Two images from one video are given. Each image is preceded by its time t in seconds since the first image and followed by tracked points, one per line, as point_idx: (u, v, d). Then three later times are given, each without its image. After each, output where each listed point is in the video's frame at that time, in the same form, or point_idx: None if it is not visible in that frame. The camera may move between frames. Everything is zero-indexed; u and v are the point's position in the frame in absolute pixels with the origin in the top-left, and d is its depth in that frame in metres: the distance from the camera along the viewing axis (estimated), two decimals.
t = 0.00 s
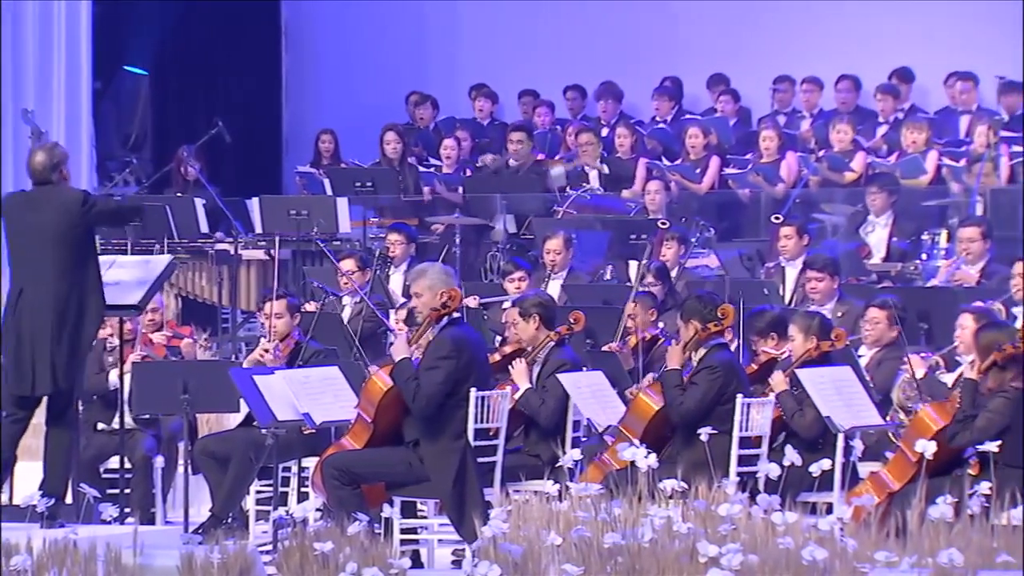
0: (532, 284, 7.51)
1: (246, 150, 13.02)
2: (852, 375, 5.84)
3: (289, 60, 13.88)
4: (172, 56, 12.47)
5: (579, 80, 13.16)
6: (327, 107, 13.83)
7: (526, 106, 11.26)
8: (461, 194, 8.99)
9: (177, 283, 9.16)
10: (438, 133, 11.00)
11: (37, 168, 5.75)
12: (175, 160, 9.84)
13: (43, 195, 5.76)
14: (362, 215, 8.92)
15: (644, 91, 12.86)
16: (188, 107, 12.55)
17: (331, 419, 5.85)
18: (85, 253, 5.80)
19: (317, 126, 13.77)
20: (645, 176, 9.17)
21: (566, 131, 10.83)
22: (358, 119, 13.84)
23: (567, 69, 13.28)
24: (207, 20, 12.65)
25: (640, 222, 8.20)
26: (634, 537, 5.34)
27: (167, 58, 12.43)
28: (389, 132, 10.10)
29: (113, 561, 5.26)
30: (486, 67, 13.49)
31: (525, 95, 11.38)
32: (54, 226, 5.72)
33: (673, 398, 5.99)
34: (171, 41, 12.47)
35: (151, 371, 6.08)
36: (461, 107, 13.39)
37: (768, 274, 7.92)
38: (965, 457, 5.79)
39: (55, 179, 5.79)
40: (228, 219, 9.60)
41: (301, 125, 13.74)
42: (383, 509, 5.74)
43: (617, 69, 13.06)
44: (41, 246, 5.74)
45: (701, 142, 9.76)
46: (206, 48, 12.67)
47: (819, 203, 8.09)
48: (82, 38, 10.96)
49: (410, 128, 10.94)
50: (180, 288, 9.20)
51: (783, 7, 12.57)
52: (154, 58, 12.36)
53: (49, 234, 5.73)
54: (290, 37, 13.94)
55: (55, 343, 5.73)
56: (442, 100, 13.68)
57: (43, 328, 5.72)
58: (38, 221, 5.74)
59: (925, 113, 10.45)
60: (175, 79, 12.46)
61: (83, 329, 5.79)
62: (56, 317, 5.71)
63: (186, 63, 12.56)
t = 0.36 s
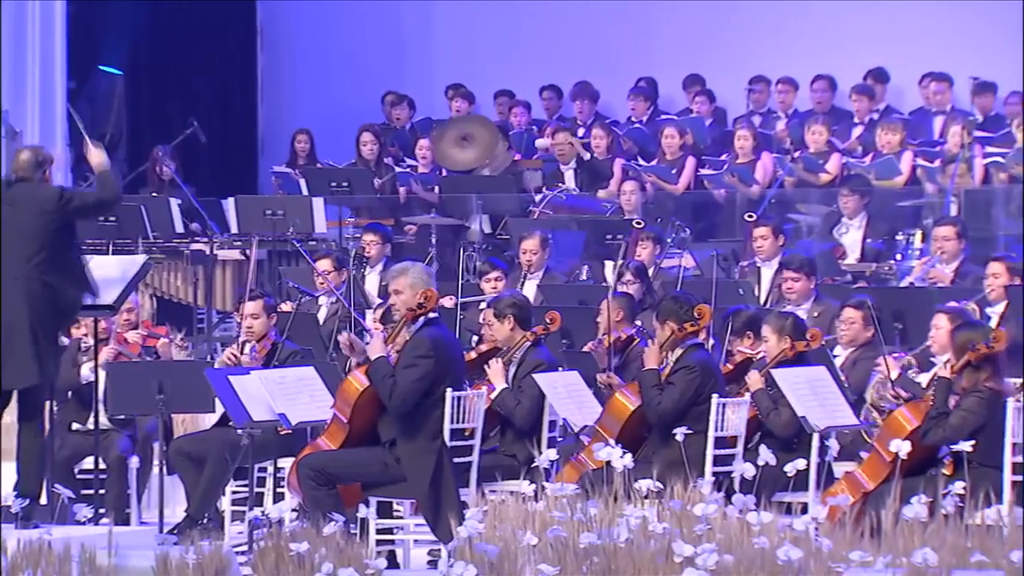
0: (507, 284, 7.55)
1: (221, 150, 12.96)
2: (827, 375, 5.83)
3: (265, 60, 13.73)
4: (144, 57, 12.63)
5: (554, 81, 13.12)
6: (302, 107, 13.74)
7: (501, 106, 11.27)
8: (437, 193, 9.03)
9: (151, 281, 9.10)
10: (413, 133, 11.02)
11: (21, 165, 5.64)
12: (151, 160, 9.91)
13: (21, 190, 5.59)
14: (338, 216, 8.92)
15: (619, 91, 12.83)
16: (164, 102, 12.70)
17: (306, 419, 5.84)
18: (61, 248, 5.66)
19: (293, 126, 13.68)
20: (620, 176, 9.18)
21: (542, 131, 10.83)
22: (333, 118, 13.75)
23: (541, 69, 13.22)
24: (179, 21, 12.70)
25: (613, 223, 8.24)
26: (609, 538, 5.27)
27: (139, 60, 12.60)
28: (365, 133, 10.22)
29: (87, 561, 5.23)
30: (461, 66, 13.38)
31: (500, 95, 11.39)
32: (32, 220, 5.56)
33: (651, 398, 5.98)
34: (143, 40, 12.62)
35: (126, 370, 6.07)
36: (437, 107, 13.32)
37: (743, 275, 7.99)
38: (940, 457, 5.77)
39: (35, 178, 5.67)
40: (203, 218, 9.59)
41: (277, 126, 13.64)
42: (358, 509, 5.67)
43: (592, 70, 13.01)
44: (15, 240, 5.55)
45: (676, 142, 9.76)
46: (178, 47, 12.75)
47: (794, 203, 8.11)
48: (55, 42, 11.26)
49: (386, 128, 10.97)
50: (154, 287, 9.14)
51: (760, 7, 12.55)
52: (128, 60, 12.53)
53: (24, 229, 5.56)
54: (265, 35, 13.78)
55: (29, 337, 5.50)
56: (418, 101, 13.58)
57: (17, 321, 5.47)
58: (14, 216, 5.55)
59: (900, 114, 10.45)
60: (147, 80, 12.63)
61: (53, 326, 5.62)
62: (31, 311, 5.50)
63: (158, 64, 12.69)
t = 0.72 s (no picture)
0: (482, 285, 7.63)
1: (195, 148, 13.02)
2: (801, 375, 5.85)
3: (239, 58, 13.86)
4: (120, 57, 12.71)
5: (528, 81, 13.06)
6: (276, 108, 13.83)
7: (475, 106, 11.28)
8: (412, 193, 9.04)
9: (126, 282, 9.12)
10: (387, 133, 11.05)
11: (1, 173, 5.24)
12: (124, 160, 9.97)
13: None
14: (312, 217, 8.84)
15: (593, 91, 12.78)
16: (139, 105, 12.75)
17: (280, 419, 5.83)
18: (21, 262, 5.35)
19: (266, 126, 13.79)
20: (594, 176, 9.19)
21: (517, 132, 10.85)
22: (307, 119, 13.79)
23: (514, 71, 13.14)
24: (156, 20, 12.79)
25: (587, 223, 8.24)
26: (583, 538, 5.20)
27: (114, 60, 12.68)
28: (339, 134, 10.21)
29: (60, 562, 5.18)
30: (437, 68, 13.34)
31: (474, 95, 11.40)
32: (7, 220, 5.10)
33: (627, 399, 5.97)
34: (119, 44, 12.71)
35: (99, 371, 6.06)
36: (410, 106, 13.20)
37: (718, 275, 8.01)
38: (912, 457, 5.80)
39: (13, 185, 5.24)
40: (176, 219, 9.61)
41: (250, 126, 13.75)
42: (332, 509, 5.66)
43: (564, 67, 12.96)
44: None
45: (651, 142, 9.78)
46: (155, 49, 12.82)
47: (768, 204, 8.09)
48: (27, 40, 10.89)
49: (360, 129, 10.98)
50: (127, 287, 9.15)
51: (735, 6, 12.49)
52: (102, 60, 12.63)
53: None
54: (239, 36, 13.89)
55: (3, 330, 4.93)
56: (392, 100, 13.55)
57: None
58: None
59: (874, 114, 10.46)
60: (121, 82, 12.68)
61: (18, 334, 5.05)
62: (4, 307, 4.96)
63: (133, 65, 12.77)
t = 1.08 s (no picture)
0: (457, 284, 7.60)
1: (171, 148, 12.98)
2: (775, 375, 5.86)
3: (215, 58, 13.73)
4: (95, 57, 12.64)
5: (503, 82, 13.00)
6: (252, 109, 13.72)
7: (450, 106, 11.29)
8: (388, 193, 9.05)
9: (100, 283, 9.06)
10: (361, 133, 11.04)
11: None
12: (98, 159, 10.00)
13: None
14: (287, 217, 8.99)
15: (568, 91, 12.73)
16: (114, 104, 12.67)
17: (255, 419, 5.80)
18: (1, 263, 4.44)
19: (242, 125, 13.66)
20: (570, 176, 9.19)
21: (492, 133, 10.85)
22: (284, 120, 13.70)
23: (491, 72, 13.08)
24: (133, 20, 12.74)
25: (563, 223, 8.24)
26: (559, 538, 5.10)
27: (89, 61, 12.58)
28: (315, 135, 10.18)
29: (34, 563, 5.05)
30: (414, 68, 13.24)
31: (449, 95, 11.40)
32: None
33: (599, 402, 5.98)
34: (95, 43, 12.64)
35: (74, 371, 6.05)
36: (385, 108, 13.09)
37: (694, 275, 8.00)
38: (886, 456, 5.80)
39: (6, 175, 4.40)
40: (151, 220, 9.60)
41: (225, 125, 13.64)
42: (308, 509, 5.62)
43: (540, 68, 12.92)
44: None
45: (626, 142, 9.80)
46: (131, 50, 12.78)
47: (743, 204, 8.15)
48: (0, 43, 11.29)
49: (335, 129, 10.98)
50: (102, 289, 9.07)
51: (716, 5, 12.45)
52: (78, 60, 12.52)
53: None
54: (214, 36, 13.78)
55: None
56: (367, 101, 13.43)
57: None
58: None
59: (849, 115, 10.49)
60: (96, 81, 12.63)
61: None
62: None
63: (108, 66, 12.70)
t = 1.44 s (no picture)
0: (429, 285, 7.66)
1: (146, 146, 12.98)
2: (752, 375, 5.86)
3: (189, 58, 13.45)
4: (68, 58, 12.54)
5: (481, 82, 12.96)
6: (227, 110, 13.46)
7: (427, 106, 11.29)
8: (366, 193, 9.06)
9: (76, 282, 9.08)
10: (338, 133, 11.02)
11: None
12: (73, 160, 10.02)
13: None
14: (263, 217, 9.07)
15: (546, 90, 12.68)
16: (88, 103, 12.66)
17: (233, 419, 5.78)
18: None
19: (218, 125, 13.42)
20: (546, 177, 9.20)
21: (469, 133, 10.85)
22: (259, 119, 13.47)
23: (468, 71, 13.01)
24: (105, 21, 12.62)
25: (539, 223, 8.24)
26: (536, 538, 5.04)
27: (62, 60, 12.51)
28: (292, 136, 10.15)
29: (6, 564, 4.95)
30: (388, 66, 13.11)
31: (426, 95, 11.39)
32: None
33: (576, 406, 6.00)
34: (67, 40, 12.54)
35: (50, 371, 6.03)
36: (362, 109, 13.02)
37: (671, 276, 8.01)
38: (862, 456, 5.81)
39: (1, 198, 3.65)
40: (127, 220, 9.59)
41: (201, 126, 13.38)
42: (284, 510, 5.59)
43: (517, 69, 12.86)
44: None
45: (603, 142, 9.82)
46: (104, 48, 12.68)
47: (720, 204, 8.21)
48: None
49: (313, 129, 10.97)
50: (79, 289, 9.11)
51: (697, 1, 12.36)
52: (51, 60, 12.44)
53: None
54: (190, 36, 13.49)
55: None
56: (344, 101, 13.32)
57: None
58: None
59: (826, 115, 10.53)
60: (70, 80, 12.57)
61: None
62: None
63: (80, 66, 12.65)
